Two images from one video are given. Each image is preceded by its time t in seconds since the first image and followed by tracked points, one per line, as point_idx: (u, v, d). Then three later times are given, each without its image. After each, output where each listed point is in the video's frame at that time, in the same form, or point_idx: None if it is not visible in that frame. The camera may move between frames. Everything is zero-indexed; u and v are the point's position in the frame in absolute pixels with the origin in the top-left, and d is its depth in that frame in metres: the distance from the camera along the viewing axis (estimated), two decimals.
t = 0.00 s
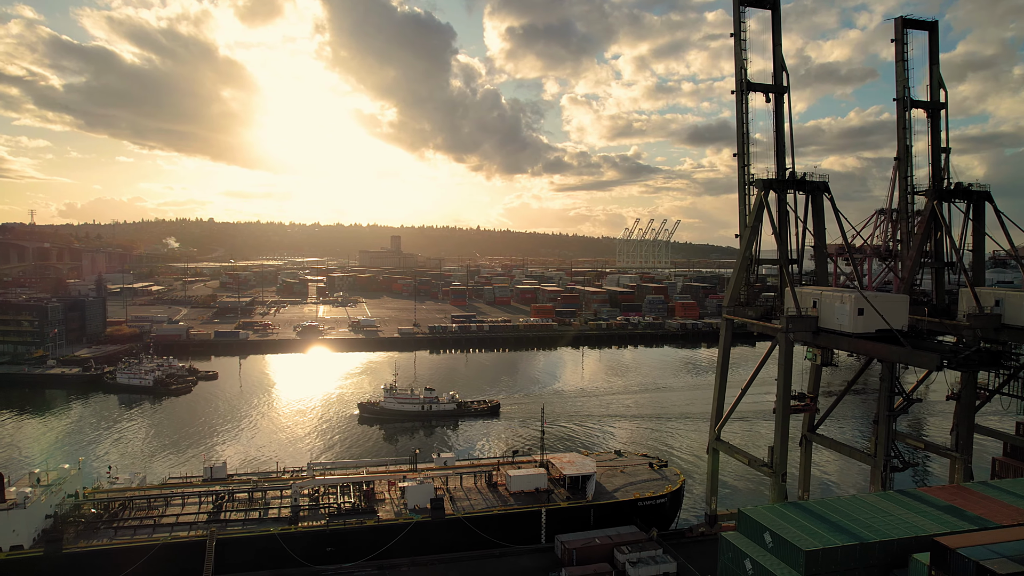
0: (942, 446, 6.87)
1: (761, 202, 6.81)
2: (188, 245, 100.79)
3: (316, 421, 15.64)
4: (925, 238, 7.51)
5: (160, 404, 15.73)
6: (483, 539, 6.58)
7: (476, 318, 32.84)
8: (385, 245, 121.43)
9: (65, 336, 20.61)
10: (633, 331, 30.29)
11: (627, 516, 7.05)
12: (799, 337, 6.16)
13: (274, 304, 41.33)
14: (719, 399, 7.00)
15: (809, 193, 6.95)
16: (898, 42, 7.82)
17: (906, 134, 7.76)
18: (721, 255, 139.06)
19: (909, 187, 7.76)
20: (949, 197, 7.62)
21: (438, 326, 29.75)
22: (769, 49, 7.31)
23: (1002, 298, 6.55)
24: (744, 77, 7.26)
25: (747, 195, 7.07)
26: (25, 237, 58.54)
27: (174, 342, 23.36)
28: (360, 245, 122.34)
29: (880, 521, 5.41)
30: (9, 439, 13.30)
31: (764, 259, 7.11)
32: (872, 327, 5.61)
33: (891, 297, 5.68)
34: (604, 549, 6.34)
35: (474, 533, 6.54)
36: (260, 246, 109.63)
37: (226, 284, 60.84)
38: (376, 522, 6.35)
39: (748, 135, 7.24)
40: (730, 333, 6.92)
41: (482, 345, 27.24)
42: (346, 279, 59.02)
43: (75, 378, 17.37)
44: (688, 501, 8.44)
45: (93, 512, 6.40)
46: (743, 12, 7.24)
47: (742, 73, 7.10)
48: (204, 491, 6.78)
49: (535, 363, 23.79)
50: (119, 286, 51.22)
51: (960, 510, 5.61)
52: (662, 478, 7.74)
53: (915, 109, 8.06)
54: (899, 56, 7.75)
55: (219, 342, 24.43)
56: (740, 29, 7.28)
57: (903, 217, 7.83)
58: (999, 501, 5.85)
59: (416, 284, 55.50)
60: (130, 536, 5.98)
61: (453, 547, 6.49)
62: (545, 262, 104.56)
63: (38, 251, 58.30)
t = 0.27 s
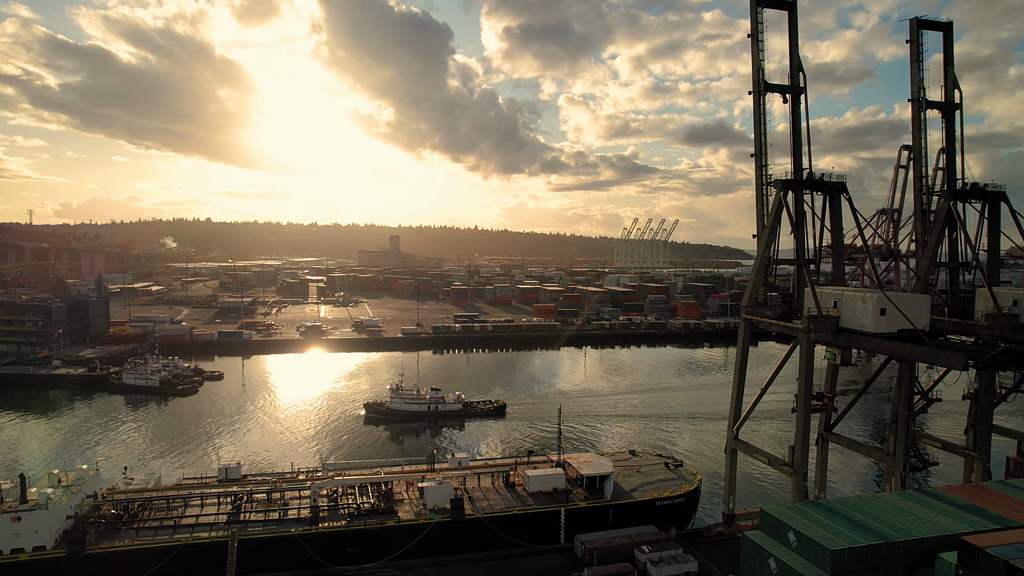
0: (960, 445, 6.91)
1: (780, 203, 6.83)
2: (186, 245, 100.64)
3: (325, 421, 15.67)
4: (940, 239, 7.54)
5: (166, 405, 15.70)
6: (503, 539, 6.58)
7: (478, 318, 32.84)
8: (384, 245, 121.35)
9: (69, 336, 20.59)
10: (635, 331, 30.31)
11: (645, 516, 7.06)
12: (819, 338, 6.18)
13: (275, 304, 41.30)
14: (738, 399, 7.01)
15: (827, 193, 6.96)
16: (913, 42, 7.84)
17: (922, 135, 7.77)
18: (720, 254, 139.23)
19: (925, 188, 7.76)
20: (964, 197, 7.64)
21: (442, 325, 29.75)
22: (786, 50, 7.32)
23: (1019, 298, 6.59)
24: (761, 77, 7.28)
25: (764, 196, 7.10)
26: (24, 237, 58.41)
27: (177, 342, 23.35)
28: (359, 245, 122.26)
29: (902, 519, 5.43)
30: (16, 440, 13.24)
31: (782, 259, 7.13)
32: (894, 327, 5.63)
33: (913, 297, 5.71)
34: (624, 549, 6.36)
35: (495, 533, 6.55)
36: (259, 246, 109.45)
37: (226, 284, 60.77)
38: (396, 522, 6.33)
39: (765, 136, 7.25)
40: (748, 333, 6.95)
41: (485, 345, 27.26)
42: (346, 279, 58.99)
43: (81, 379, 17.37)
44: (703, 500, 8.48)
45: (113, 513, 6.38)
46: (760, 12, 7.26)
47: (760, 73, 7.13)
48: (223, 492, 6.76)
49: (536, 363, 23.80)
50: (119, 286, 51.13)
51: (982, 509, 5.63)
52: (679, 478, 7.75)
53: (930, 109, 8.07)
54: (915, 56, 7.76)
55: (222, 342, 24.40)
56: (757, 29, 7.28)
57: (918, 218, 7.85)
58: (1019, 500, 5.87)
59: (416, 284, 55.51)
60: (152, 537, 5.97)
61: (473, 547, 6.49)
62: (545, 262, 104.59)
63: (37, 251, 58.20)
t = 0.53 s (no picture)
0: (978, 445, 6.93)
1: (799, 203, 6.84)
2: (185, 245, 100.45)
3: (331, 422, 15.64)
4: (956, 239, 7.55)
5: (173, 406, 15.67)
6: (523, 539, 6.59)
7: (481, 318, 32.82)
8: (384, 245, 121.25)
9: (74, 336, 20.56)
10: (639, 331, 30.32)
11: (664, 516, 7.08)
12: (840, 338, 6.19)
13: (277, 304, 41.26)
14: (756, 399, 7.03)
15: (845, 194, 6.96)
16: (928, 43, 7.83)
17: (937, 135, 7.77)
18: (719, 255, 139.38)
19: (940, 188, 7.76)
20: (979, 198, 7.66)
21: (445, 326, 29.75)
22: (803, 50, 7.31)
23: None
24: (779, 78, 7.28)
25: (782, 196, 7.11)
26: (23, 237, 58.28)
27: (181, 342, 23.32)
28: (358, 245, 122.16)
29: (926, 519, 5.44)
30: (23, 441, 13.20)
31: (799, 260, 7.13)
32: (917, 327, 5.64)
33: (935, 297, 5.71)
34: (644, 549, 6.38)
35: (514, 533, 6.56)
36: (258, 246, 109.29)
37: (226, 284, 60.69)
38: (416, 522, 6.33)
39: (783, 136, 7.25)
40: (767, 333, 6.96)
41: (489, 345, 27.26)
42: (347, 279, 58.95)
43: (87, 379, 17.35)
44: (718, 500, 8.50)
45: (133, 514, 6.37)
46: (777, 13, 7.27)
47: (777, 74, 7.13)
48: (242, 493, 6.74)
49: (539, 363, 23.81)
50: (120, 286, 51.13)
51: (1004, 509, 5.64)
52: (697, 477, 7.76)
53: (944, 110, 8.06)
54: (930, 57, 7.76)
55: (226, 342, 24.37)
56: (774, 30, 7.28)
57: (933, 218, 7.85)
58: None
59: (417, 284, 55.48)
60: (173, 537, 5.96)
61: (494, 547, 6.50)
62: (545, 262, 104.57)
63: (36, 251, 58.08)
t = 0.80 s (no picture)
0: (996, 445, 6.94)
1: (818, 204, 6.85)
2: (184, 245, 100.26)
3: (340, 421, 15.66)
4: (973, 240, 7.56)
5: (179, 406, 15.65)
6: (543, 539, 6.60)
7: (484, 318, 32.83)
8: (383, 245, 121.14)
9: (78, 336, 20.52)
10: (641, 331, 30.33)
11: (682, 516, 7.09)
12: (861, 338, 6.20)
13: (278, 304, 41.22)
14: (774, 399, 7.05)
15: (863, 194, 6.96)
16: (943, 44, 7.82)
17: (953, 136, 7.76)
18: (718, 255, 139.58)
19: (956, 189, 7.75)
20: (995, 198, 7.66)
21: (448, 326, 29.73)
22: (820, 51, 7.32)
23: None
24: (796, 79, 7.29)
25: (800, 197, 7.14)
26: (22, 237, 58.14)
27: (186, 342, 23.29)
28: (358, 245, 122.05)
29: (948, 518, 5.45)
30: (30, 442, 13.15)
31: (817, 260, 7.15)
32: (939, 327, 5.66)
33: (957, 298, 5.73)
34: (664, 548, 6.39)
35: (535, 533, 6.57)
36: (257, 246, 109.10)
37: (226, 284, 60.62)
38: (437, 523, 6.33)
39: (801, 137, 7.26)
40: (786, 333, 6.98)
41: (493, 345, 27.25)
42: (347, 279, 58.89)
43: (93, 380, 17.34)
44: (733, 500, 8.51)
45: (153, 515, 6.36)
46: (794, 15, 7.29)
47: (795, 76, 7.15)
48: (262, 494, 6.72)
49: (542, 364, 23.82)
50: (120, 286, 51.02)
51: None
52: (714, 477, 7.77)
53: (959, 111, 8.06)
54: (946, 58, 7.76)
55: (230, 342, 24.34)
56: (792, 31, 7.28)
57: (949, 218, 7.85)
58: None
59: (419, 284, 55.45)
60: (195, 538, 5.95)
61: (514, 547, 6.51)
62: (545, 262, 104.63)
63: (36, 251, 57.93)
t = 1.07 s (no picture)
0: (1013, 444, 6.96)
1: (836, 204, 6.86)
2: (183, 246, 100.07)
3: (346, 421, 15.66)
4: (989, 240, 7.56)
5: (185, 407, 15.62)
6: (563, 539, 6.61)
7: (487, 318, 32.84)
8: (383, 245, 121.04)
9: (83, 337, 20.49)
10: (644, 331, 30.36)
11: (700, 515, 7.10)
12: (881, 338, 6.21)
13: (280, 305, 41.20)
14: (792, 398, 7.07)
15: (881, 195, 6.97)
16: (959, 44, 7.81)
17: (968, 136, 7.75)
18: (716, 255, 139.93)
19: (972, 189, 7.74)
20: (1010, 199, 7.65)
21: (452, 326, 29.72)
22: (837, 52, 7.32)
23: None
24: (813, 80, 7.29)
25: (818, 197, 7.15)
26: (22, 237, 58.02)
27: (190, 342, 23.27)
28: (357, 245, 121.93)
29: (970, 516, 5.47)
30: (37, 443, 13.11)
31: (835, 260, 7.16)
32: (961, 327, 5.67)
33: (979, 298, 5.74)
34: (684, 548, 6.41)
35: (555, 533, 6.58)
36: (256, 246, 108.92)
37: (226, 285, 60.54)
38: (457, 524, 6.32)
39: (818, 138, 7.27)
40: (804, 333, 6.99)
41: (497, 345, 27.24)
42: (348, 279, 58.84)
43: (99, 381, 17.31)
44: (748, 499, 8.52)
45: (173, 516, 6.34)
46: (811, 16, 7.30)
47: (812, 77, 7.15)
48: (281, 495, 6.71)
49: (545, 364, 23.84)
50: (120, 286, 50.93)
51: None
52: (731, 477, 7.79)
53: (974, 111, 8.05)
54: (961, 58, 7.75)
55: (234, 342, 24.31)
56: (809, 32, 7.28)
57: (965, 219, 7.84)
58: None
59: (420, 284, 55.41)
60: (216, 539, 5.93)
61: (534, 547, 6.51)
62: (545, 262, 104.69)
63: (35, 251, 57.78)
